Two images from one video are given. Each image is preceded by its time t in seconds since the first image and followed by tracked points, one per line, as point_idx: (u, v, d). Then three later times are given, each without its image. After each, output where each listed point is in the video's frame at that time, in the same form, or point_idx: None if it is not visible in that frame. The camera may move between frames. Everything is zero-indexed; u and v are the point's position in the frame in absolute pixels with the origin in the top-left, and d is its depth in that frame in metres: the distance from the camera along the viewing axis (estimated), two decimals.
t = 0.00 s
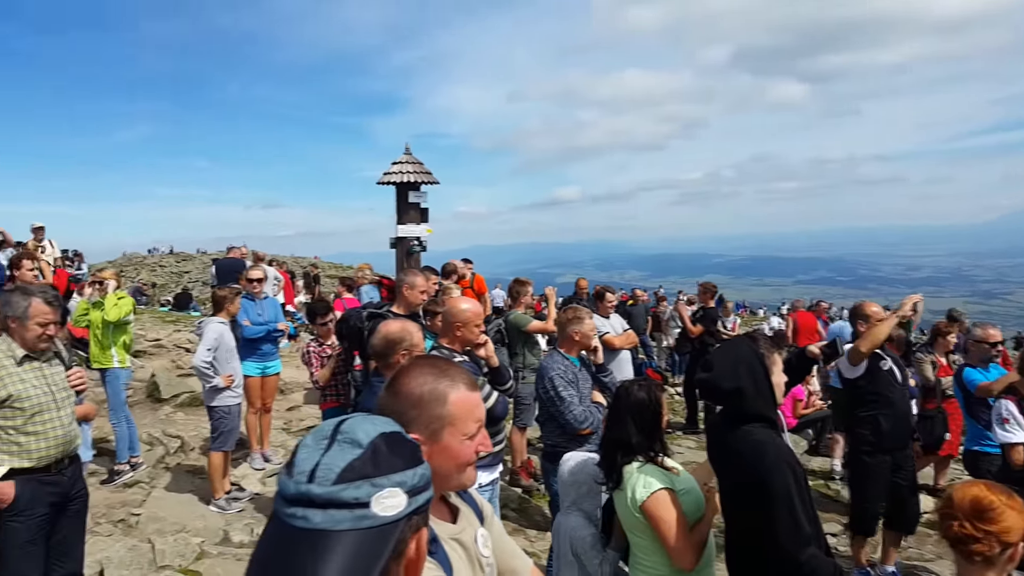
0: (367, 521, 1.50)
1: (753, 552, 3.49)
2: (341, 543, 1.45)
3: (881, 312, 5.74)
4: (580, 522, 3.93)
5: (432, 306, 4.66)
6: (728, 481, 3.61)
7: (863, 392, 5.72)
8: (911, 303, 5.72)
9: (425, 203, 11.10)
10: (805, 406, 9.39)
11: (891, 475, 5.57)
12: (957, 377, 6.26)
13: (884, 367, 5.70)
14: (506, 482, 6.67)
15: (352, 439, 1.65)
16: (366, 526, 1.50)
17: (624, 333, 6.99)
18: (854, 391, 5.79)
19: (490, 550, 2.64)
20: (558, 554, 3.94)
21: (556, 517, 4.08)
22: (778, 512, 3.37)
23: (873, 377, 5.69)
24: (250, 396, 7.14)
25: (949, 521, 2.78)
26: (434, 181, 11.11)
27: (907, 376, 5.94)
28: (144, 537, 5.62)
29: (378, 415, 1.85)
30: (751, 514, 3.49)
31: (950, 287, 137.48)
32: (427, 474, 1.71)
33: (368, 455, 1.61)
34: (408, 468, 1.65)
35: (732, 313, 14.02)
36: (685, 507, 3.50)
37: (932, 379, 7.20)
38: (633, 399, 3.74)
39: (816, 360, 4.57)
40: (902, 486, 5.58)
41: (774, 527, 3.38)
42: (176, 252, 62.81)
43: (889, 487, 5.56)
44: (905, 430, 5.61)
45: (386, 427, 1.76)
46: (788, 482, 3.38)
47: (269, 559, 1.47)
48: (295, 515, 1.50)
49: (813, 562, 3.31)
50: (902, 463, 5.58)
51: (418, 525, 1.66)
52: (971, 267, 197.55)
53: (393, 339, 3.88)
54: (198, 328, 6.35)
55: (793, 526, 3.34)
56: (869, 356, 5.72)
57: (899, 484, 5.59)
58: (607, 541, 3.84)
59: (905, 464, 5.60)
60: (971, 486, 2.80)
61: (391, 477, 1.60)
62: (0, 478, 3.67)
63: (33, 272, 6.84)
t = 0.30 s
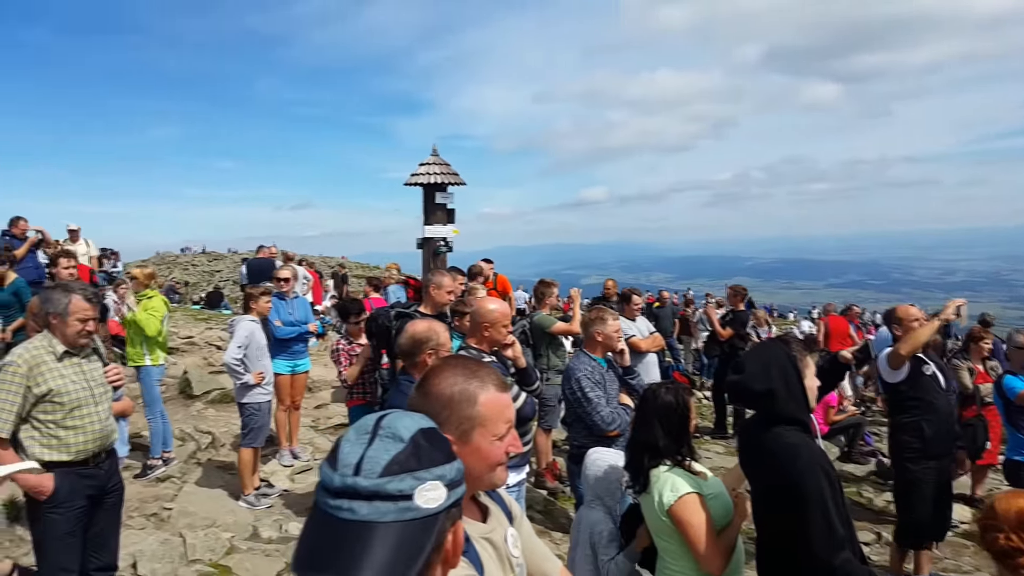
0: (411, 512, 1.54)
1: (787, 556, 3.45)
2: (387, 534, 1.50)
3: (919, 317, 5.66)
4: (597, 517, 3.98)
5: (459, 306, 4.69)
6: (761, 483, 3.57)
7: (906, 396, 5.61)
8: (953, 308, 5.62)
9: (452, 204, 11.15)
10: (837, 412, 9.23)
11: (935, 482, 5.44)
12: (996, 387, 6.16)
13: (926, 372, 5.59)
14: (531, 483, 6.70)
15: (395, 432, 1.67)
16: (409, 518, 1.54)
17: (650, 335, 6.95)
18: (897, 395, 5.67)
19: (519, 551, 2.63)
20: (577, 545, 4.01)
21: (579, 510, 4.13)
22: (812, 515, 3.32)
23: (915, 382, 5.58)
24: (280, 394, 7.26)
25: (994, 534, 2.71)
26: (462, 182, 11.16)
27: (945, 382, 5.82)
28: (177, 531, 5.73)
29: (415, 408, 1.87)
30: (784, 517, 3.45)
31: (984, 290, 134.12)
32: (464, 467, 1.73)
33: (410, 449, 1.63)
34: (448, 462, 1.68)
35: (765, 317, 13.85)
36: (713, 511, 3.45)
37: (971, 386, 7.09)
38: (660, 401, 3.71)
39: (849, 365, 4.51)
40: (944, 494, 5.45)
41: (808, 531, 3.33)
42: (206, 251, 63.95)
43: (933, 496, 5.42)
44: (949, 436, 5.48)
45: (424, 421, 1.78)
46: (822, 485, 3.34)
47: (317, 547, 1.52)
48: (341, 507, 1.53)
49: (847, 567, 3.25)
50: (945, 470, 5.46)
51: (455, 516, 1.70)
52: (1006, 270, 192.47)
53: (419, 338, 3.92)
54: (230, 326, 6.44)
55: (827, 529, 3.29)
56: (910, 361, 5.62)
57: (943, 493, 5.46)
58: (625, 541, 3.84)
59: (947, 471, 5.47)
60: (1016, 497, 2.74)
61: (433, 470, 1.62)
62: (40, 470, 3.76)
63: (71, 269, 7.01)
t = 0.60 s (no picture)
0: (441, 509, 1.53)
1: (812, 561, 3.40)
2: (417, 530, 1.49)
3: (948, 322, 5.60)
4: (621, 519, 3.95)
5: (482, 308, 4.70)
6: (786, 487, 3.53)
7: (935, 401, 5.54)
8: (986, 312, 5.54)
9: (473, 206, 11.17)
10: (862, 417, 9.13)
11: (965, 489, 5.37)
12: None
13: (957, 377, 5.52)
14: (553, 486, 6.69)
15: (425, 430, 1.65)
16: (439, 515, 1.53)
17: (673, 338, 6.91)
18: (926, 399, 5.61)
19: (544, 555, 2.61)
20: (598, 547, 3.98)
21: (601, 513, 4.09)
22: (838, 519, 3.28)
23: (945, 387, 5.51)
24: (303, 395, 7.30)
25: None
26: (483, 184, 11.17)
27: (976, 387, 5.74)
28: (199, 531, 5.77)
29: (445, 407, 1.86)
30: (809, 520, 3.41)
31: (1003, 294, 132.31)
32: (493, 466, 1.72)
33: (441, 447, 1.62)
34: (478, 460, 1.66)
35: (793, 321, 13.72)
36: (737, 515, 3.41)
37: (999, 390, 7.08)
38: (682, 403, 3.68)
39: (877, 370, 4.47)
40: (975, 501, 5.38)
41: (834, 534, 3.29)
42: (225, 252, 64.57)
43: (963, 502, 5.35)
44: (980, 441, 5.41)
45: (454, 420, 1.76)
46: (849, 489, 3.30)
47: (349, 542, 1.51)
48: (373, 502, 1.53)
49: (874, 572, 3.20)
50: (975, 476, 5.39)
51: (483, 513, 1.68)
52: None
53: (440, 339, 3.93)
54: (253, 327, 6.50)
55: (853, 533, 3.25)
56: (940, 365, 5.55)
57: (973, 499, 5.39)
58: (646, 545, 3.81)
59: (977, 477, 5.40)
60: None
61: (463, 468, 1.60)
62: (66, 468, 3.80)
63: (96, 269, 7.07)
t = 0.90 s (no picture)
0: (479, 510, 1.52)
1: (849, 566, 3.34)
2: (454, 531, 1.48)
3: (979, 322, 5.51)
4: (651, 522, 3.92)
5: (505, 310, 4.69)
6: (822, 491, 3.49)
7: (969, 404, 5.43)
8: None
9: (494, 207, 11.15)
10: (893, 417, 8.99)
11: (998, 493, 5.29)
12: None
13: (992, 379, 5.42)
14: (579, 489, 6.67)
15: (461, 431, 1.65)
16: (477, 516, 1.52)
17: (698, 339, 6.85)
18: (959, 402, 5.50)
19: (574, 558, 2.59)
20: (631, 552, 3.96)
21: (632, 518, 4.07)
22: (875, 524, 3.23)
23: (980, 389, 5.40)
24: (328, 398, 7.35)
25: None
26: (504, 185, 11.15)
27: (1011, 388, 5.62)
28: (228, 534, 5.83)
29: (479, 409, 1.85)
30: (846, 525, 3.36)
31: None
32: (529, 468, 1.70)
33: (477, 448, 1.61)
34: (514, 461, 1.65)
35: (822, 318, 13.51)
36: (768, 517, 3.36)
37: None
38: (709, 404, 3.63)
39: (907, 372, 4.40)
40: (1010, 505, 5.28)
41: (872, 538, 3.23)
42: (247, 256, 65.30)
43: (996, 507, 5.27)
44: (1014, 444, 5.31)
45: (489, 422, 1.76)
46: (887, 493, 3.25)
47: (387, 543, 1.51)
48: (411, 503, 1.52)
49: None
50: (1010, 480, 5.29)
51: (519, 515, 1.67)
52: None
53: (463, 341, 3.92)
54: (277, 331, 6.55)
55: (893, 536, 3.20)
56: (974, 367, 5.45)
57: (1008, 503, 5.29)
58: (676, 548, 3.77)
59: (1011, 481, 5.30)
60: None
61: (499, 469, 1.60)
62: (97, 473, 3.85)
63: (122, 275, 7.16)
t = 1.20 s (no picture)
0: (516, 506, 1.54)
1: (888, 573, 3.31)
2: (491, 528, 1.50)
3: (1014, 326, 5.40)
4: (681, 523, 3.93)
5: (530, 310, 4.70)
6: (860, 496, 3.45)
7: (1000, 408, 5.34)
8: None
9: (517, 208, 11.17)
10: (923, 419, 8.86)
11: None
12: None
13: None
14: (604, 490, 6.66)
15: (496, 429, 1.66)
16: (514, 512, 1.53)
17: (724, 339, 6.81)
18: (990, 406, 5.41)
19: (602, 557, 2.59)
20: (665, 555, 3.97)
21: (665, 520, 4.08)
22: (916, 531, 3.20)
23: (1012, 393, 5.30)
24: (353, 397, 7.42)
25: None
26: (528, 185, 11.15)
27: None
28: (255, 530, 5.91)
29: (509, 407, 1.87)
30: (886, 531, 3.32)
31: None
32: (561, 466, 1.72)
33: (513, 445, 1.63)
34: (547, 459, 1.67)
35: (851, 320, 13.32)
36: (798, 518, 3.38)
37: None
38: (736, 404, 3.60)
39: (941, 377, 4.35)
40: None
41: (913, 545, 3.20)
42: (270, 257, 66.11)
43: None
44: None
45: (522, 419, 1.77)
46: (928, 499, 3.21)
47: (424, 537, 1.52)
48: (449, 498, 1.53)
49: None
50: None
51: (551, 512, 1.68)
52: None
53: (487, 341, 3.94)
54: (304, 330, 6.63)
55: (934, 543, 3.16)
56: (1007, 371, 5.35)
57: None
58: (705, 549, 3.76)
59: None
60: None
61: (535, 466, 1.61)
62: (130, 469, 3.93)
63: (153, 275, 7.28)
